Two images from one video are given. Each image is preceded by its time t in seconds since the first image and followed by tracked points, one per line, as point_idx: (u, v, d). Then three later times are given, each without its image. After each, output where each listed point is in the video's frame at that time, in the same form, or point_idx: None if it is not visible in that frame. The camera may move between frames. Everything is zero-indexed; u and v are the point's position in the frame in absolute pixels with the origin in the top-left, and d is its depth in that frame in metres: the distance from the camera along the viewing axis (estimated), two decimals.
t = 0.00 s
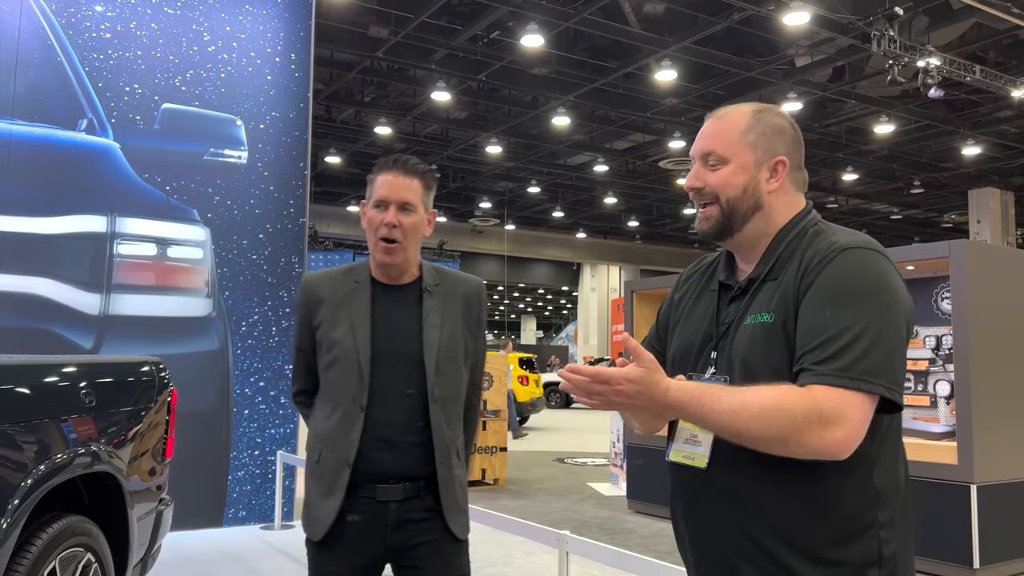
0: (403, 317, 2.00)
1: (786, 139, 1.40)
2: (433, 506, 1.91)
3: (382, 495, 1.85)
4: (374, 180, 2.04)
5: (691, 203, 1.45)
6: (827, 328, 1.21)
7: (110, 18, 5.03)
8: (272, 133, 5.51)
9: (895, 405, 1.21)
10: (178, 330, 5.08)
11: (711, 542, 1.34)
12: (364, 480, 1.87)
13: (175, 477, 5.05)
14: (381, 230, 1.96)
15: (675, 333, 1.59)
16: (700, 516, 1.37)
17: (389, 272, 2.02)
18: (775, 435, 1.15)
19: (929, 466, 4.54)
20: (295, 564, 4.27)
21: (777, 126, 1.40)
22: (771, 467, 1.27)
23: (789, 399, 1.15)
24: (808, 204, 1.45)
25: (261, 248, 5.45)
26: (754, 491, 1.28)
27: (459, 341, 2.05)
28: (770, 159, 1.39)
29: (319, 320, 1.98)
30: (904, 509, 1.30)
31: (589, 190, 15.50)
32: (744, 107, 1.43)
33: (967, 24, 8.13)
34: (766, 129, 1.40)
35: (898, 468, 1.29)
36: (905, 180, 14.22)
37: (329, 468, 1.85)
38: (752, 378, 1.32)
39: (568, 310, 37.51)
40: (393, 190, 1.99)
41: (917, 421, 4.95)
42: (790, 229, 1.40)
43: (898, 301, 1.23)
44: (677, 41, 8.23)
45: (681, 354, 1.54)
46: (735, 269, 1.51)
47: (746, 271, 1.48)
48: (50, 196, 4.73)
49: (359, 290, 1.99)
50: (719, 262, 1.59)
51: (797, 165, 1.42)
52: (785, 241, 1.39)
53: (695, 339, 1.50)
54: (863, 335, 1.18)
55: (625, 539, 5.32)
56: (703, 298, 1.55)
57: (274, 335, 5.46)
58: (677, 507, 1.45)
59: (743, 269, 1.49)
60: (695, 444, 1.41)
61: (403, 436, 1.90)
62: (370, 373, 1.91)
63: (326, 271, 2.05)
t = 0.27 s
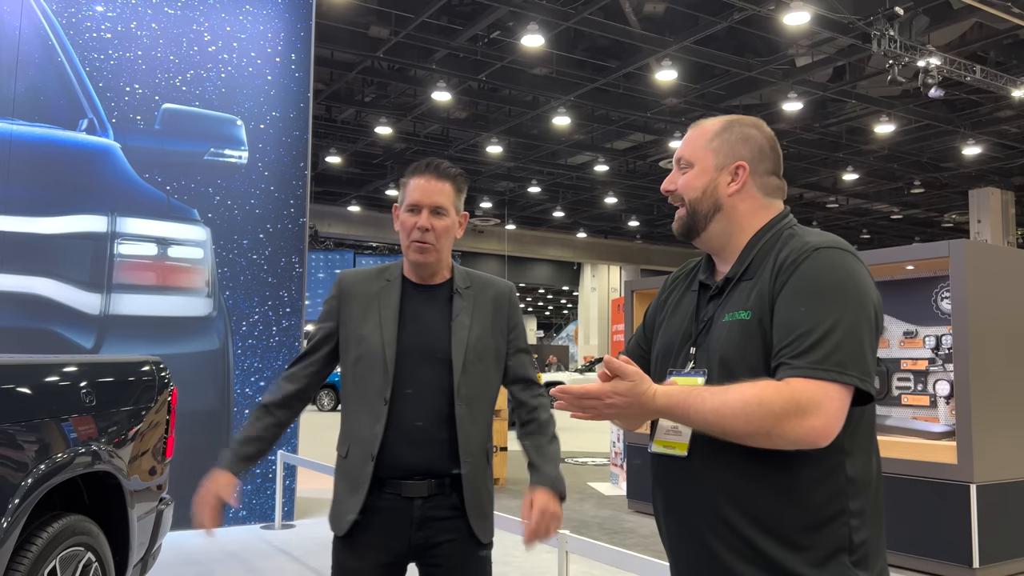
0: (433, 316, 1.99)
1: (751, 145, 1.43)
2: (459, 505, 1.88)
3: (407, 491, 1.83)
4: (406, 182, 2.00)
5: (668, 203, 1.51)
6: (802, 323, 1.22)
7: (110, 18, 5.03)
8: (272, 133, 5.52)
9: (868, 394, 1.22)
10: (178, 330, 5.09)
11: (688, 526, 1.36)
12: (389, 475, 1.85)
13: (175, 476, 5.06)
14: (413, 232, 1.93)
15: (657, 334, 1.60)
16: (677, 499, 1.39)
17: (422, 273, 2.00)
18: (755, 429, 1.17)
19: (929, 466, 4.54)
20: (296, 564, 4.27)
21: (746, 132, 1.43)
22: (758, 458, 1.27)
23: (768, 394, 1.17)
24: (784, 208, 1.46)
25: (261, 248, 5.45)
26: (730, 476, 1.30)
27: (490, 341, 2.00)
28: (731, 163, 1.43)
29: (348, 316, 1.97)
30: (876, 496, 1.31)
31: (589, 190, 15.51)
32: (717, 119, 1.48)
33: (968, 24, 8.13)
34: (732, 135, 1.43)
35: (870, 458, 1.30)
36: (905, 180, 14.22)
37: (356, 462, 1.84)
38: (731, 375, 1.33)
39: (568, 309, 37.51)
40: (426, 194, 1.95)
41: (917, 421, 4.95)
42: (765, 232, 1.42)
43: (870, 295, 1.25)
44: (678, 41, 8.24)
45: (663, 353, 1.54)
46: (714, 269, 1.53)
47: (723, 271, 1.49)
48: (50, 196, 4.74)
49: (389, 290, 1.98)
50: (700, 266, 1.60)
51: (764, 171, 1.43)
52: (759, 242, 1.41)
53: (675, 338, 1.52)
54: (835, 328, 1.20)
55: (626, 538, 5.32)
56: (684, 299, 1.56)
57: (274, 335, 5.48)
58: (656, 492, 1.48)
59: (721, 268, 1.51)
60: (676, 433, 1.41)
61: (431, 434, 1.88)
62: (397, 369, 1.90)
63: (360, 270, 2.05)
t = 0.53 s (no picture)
0: (450, 313, 2.01)
1: (742, 152, 1.46)
2: (475, 501, 1.87)
3: (422, 486, 1.83)
4: (421, 187, 1.99)
5: (661, 210, 1.53)
6: (782, 314, 1.24)
7: (111, 18, 5.04)
8: (273, 132, 5.53)
9: (845, 387, 1.24)
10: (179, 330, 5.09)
11: (674, 516, 1.37)
12: (404, 470, 1.85)
13: (176, 476, 5.07)
14: (426, 240, 1.94)
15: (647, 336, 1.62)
16: (662, 490, 1.40)
17: (438, 276, 2.02)
18: (735, 411, 1.18)
19: (929, 466, 4.54)
20: (296, 563, 4.28)
21: (737, 141, 1.46)
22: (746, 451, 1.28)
23: (749, 377, 1.18)
24: (772, 213, 1.49)
25: (262, 247, 5.45)
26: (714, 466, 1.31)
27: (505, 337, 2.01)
28: (724, 168, 1.45)
29: (365, 311, 1.99)
30: (854, 487, 1.33)
31: (589, 189, 15.50)
32: (706, 128, 1.51)
33: (968, 23, 8.12)
34: (723, 143, 1.46)
35: (849, 448, 1.32)
36: (906, 179, 14.21)
37: (369, 455, 1.85)
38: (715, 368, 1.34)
39: (569, 309, 37.49)
40: (439, 200, 1.94)
41: (916, 420, 4.95)
42: (752, 234, 1.44)
43: (848, 291, 1.27)
44: (678, 41, 8.23)
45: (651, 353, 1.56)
46: (703, 271, 1.55)
47: (712, 272, 1.52)
48: (51, 196, 4.74)
49: (406, 287, 2.01)
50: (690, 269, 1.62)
51: (756, 176, 1.47)
52: (746, 243, 1.43)
53: (665, 337, 1.53)
54: (814, 318, 1.22)
55: (626, 538, 5.33)
56: (674, 302, 1.58)
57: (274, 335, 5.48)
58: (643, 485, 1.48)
59: (710, 270, 1.53)
60: (662, 425, 1.43)
61: (446, 429, 1.88)
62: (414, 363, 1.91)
63: (381, 269, 2.08)
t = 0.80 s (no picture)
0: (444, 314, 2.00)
1: (737, 163, 1.48)
2: (465, 503, 1.87)
3: (414, 488, 1.83)
4: (423, 187, 1.99)
5: (658, 223, 1.53)
6: (785, 315, 1.26)
7: (112, 18, 5.04)
8: (274, 132, 5.53)
9: (845, 388, 1.26)
10: (179, 330, 5.09)
11: (679, 515, 1.37)
12: (397, 471, 1.85)
13: (178, 476, 5.07)
14: (428, 239, 1.94)
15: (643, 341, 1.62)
16: (666, 490, 1.40)
17: (437, 277, 2.02)
18: (744, 409, 1.19)
19: (930, 466, 4.54)
20: (297, 563, 4.28)
21: (728, 152, 1.48)
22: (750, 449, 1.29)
23: (756, 374, 1.19)
24: (764, 223, 1.51)
25: (263, 248, 5.46)
26: (718, 465, 1.31)
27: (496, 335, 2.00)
28: (721, 179, 1.47)
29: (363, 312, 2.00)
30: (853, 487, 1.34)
31: (590, 189, 15.51)
32: (694, 142, 1.52)
33: (969, 23, 8.12)
34: (716, 155, 1.48)
35: (846, 448, 1.34)
36: (907, 179, 14.21)
37: (361, 455, 1.86)
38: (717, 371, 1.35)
39: (569, 309, 37.49)
40: (441, 201, 1.94)
41: (917, 420, 4.95)
42: (748, 242, 1.46)
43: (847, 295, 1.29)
44: (679, 40, 8.23)
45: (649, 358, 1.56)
46: (697, 279, 1.56)
47: (707, 281, 1.52)
48: (53, 196, 4.74)
49: (405, 288, 2.01)
50: (683, 278, 1.63)
51: (749, 185, 1.49)
52: (743, 250, 1.44)
53: (663, 343, 1.54)
54: (819, 320, 1.23)
55: (627, 538, 5.33)
56: (670, 308, 1.59)
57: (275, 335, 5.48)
58: (644, 485, 1.49)
59: (704, 279, 1.54)
60: (665, 428, 1.44)
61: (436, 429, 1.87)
62: (408, 364, 1.91)
63: (380, 271, 2.09)
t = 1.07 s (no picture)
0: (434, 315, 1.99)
1: (736, 165, 1.48)
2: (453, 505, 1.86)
3: (402, 491, 1.82)
4: (416, 188, 1.98)
5: (660, 229, 1.51)
6: (785, 320, 1.25)
7: (113, 18, 5.04)
8: (274, 132, 5.53)
9: (841, 390, 1.25)
10: (180, 330, 5.09)
11: (679, 518, 1.36)
12: (384, 472, 1.85)
13: (178, 477, 5.07)
14: (421, 240, 1.94)
15: (643, 343, 1.62)
16: (668, 492, 1.39)
17: (430, 277, 2.02)
18: (741, 417, 1.18)
19: (931, 467, 4.54)
20: (297, 563, 4.28)
21: (726, 155, 1.48)
22: (752, 452, 1.28)
23: (753, 383, 1.18)
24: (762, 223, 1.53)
25: (263, 248, 5.45)
26: (719, 467, 1.31)
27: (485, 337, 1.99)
28: (722, 183, 1.47)
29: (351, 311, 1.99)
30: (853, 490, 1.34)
31: (590, 189, 15.50)
32: (691, 145, 1.51)
33: (970, 23, 8.12)
34: (715, 158, 1.48)
35: (848, 452, 1.33)
36: (908, 179, 14.19)
37: (346, 455, 1.85)
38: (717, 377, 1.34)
39: (570, 309, 37.48)
40: (434, 202, 1.94)
41: (918, 421, 4.95)
42: (749, 245, 1.46)
43: (844, 297, 1.29)
44: (680, 41, 8.22)
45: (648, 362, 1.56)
46: (698, 282, 1.56)
47: (707, 284, 1.52)
48: (54, 196, 4.74)
49: (395, 287, 2.01)
50: (684, 279, 1.63)
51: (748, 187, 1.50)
52: (742, 254, 1.45)
53: (662, 347, 1.54)
54: (816, 325, 1.23)
55: (628, 538, 5.33)
56: (670, 311, 1.59)
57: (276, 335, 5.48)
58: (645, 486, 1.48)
59: (706, 281, 1.53)
60: (664, 432, 1.43)
61: (422, 431, 1.86)
62: (396, 365, 1.90)
63: (371, 270, 2.08)
